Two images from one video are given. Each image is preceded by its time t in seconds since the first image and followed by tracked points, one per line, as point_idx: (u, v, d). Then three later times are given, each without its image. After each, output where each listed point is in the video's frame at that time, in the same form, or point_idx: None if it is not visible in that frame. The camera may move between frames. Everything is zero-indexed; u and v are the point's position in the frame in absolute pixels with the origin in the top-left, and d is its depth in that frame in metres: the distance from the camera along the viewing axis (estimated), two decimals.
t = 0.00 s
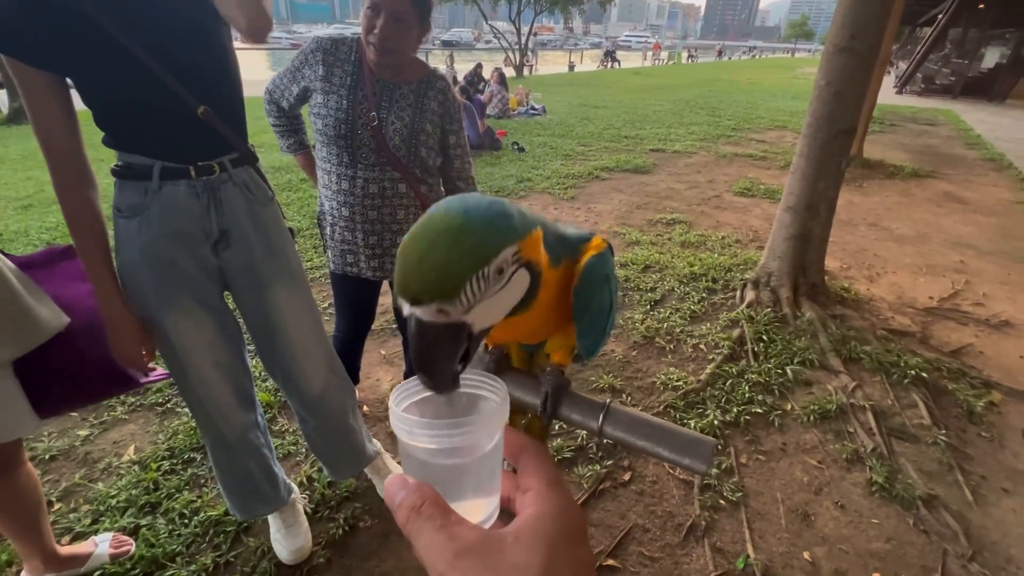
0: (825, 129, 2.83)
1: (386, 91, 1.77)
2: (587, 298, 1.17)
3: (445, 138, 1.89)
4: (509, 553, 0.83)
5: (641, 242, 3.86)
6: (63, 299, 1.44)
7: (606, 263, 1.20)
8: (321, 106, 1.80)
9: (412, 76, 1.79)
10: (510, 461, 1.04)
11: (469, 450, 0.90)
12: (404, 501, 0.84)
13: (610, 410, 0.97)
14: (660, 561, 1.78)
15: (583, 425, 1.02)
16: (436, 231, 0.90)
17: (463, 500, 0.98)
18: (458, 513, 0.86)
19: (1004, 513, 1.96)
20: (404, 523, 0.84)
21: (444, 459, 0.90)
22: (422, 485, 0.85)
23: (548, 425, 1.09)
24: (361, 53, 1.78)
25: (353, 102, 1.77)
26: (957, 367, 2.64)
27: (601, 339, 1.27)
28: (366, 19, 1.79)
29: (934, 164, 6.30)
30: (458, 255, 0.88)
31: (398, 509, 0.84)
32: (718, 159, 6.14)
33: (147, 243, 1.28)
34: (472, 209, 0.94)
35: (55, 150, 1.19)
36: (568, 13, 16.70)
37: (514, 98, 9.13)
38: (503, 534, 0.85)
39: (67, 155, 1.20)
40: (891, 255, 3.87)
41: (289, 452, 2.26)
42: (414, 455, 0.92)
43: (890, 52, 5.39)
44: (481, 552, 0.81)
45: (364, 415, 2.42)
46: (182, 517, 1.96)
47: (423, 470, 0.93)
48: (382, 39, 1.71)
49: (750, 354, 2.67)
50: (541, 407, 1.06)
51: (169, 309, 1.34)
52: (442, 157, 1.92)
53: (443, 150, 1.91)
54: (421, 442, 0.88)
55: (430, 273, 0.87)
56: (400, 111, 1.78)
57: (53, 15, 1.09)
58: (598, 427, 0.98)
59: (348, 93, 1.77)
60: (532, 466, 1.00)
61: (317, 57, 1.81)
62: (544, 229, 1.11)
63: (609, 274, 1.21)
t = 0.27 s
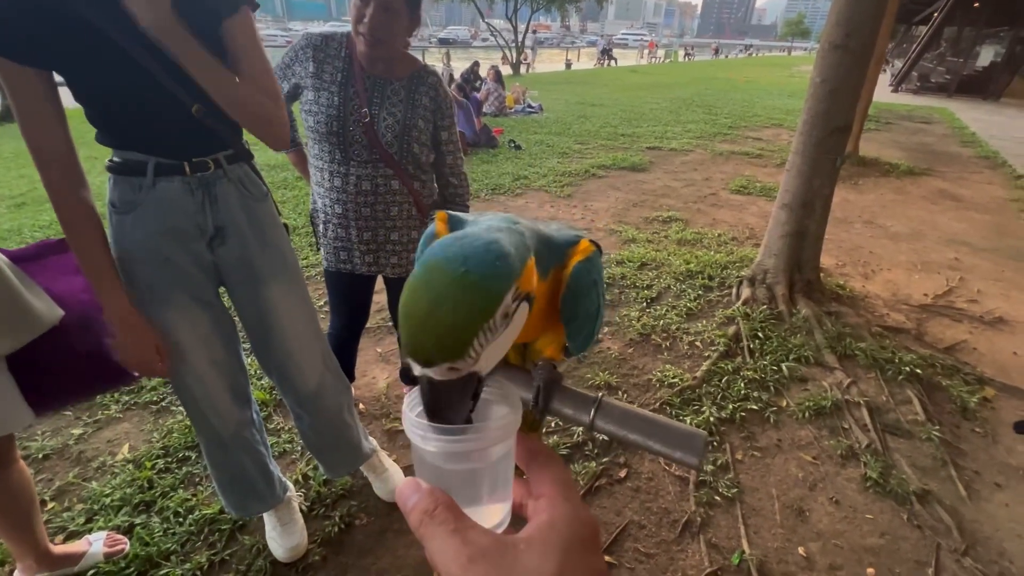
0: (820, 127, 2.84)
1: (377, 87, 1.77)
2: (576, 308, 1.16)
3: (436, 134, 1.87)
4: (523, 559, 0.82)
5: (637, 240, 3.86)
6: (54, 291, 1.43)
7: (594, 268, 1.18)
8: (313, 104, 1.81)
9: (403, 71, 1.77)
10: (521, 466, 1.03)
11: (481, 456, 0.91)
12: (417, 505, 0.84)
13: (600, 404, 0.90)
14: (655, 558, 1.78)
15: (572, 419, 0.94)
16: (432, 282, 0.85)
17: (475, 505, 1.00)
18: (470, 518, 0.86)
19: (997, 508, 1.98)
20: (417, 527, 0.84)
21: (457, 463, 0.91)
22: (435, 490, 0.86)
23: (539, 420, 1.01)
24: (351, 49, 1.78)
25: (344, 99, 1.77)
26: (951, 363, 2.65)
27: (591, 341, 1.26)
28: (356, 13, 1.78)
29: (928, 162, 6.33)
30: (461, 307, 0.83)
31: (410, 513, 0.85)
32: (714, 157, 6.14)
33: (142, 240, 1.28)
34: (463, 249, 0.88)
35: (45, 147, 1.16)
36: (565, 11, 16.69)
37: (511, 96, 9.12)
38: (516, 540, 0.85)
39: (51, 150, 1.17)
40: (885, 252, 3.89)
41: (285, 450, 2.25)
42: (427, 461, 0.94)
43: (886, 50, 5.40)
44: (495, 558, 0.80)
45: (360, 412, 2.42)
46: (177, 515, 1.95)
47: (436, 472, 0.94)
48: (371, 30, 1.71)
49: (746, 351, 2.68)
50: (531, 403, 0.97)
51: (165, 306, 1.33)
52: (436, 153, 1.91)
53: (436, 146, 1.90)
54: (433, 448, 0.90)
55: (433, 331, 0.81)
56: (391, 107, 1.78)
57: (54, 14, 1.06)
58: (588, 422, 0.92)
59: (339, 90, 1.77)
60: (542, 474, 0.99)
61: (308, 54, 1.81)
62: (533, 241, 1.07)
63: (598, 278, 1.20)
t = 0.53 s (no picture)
0: (817, 124, 2.84)
1: (371, 85, 1.76)
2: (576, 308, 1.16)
3: (430, 132, 1.87)
4: (523, 565, 0.82)
5: (634, 238, 3.87)
6: (47, 292, 1.44)
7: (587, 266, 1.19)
8: (305, 101, 1.79)
9: (397, 69, 1.78)
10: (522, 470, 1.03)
11: (478, 462, 0.91)
12: (415, 508, 0.85)
13: (600, 403, 0.90)
14: (654, 555, 1.79)
15: (572, 416, 0.95)
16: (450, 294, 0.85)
17: (468, 511, 1.00)
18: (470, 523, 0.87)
19: (992, 504, 1.99)
20: (416, 531, 0.85)
21: (456, 466, 0.91)
22: (433, 493, 0.87)
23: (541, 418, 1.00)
24: (344, 46, 1.77)
25: (337, 96, 1.76)
26: (946, 360, 2.67)
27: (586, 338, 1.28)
28: (349, 11, 1.77)
29: (923, 160, 6.36)
30: (483, 322, 0.84)
31: (408, 517, 0.85)
32: (710, 156, 6.16)
33: (140, 237, 1.28)
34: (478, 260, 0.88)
35: (30, 151, 1.07)
36: (561, 9, 16.71)
37: (507, 95, 9.12)
38: (517, 546, 0.85)
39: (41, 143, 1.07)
40: (880, 250, 3.91)
41: (282, 450, 2.25)
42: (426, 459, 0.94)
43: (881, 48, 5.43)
44: (497, 562, 0.80)
45: (357, 412, 2.42)
46: (173, 516, 1.95)
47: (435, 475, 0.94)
48: (368, 25, 1.71)
49: (743, 349, 2.68)
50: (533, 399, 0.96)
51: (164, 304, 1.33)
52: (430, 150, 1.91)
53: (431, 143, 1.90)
54: (433, 446, 0.89)
55: (455, 346, 0.83)
56: (385, 105, 1.78)
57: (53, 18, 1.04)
58: (588, 420, 0.92)
59: (333, 88, 1.76)
60: (544, 480, 0.99)
61: (299, 52, 1.79)
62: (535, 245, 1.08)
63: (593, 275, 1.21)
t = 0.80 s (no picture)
0: (808, 121, 2.86)
1: (363, 83, 1.76)
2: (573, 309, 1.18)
3: (424, 131, 1.88)
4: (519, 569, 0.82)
5: (628, 236, 3.88)
6: (35, 296, 1.42)
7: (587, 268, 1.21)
8: (297, 99, 1.79)
9: (390, 67, 1.78)
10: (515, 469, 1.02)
11: (471, 462, 0.92)
12: (407, 511, 0.85)
13: (595, 398, 0.90)
14: (649, 551, 1.80)
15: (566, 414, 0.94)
16: (438, 295, 0.89)
17: (460, 512, 1.00)
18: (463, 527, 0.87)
19: (981, 496, 2.01)
20: (408, 536, 0.85)
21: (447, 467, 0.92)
22: (425, 495, 0.87)
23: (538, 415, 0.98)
24: (337, 44, 1.77)
25: (329, 94, 1.75)
26: (936, 354, 2.69)
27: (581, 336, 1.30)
28: (344, 8, 1.78)
29: (912, 157, 6.41)
30: (472, 325, 0.88)
31: (400, 520, 0.85)
32: (702, 154, 6.18)
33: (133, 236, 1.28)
34: (465, 264, 0.92)
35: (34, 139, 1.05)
36: (553, 8, 16.71)
37: (499, 94, 9.11)
38: (512, 549, 0.85)
39: (61, 136, 1.06)
40: (871, 246, 3.94)
41: (276, 451, 2.25)
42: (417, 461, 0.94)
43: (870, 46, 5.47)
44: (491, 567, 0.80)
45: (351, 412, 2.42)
46: (166, 519, 1.94)
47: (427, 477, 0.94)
48: (364, 22, 1.71)
49: (736, 345, 2.70)
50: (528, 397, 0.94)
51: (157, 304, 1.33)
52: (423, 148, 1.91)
53: (424, 142, 1.91)
54: (425, 448, 0.89)
55: (448, 349, 0.87)
56: (378, 104, 1.78)
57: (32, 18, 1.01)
58: (584, 415, 0.92)
59: (325, 85, 1.75)
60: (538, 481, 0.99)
61: (290, 49, 1.78)
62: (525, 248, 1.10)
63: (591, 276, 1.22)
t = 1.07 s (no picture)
0: (795, 120, 2.89)
1: (353, 83, 1.76)
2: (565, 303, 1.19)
3: (414, 131, 1.88)
4: (513, 561, 0.83)
5: (618, 235, 3.90)
6: (21, 300, 1.41)
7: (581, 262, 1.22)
8: (287, 100, 1.78)
9: (380, 68, 1.77)
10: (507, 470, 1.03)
11: (462, 457, 0.92)
12: (399, 506, 0.86)
13: (583, 395, 0.88)
14: (641, 547, 1.81)
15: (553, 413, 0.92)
16: (429, 267, 0.91)
17: (453, 506, 1.01)
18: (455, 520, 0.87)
19: (965, 485, 2.05)
20: (400, 530, 0.85)
21: (439, 462, 0.92)
22: (417, 491, 0.87)
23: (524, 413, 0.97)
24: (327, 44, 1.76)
25: (319, 95, 1.75)
26: (921, 348, 2.73)
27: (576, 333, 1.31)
28: (334, 8, 1.78)
29: (896, 155, 6.48)
30: (465, 298, 0.90)
31: (392, 515, 0.86)
32: (691, 152, 6.22)
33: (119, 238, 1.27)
34: (456, 242, 0.95)
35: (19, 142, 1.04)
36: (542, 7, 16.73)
37: (489, 93, 9.11)
38: (505, 542, 0.86)
39: (64, 146, 1.07)
40: (856, 243, 3.99)
41: (267, 454, 2.24)
42: (408, 457, 0.95)
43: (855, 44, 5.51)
44: (485, 559, 0.81)
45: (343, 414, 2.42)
46: (156, 524, 1.93)
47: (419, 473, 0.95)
48: (356, 21, 1.72)
49: (726, 342, 2.72)
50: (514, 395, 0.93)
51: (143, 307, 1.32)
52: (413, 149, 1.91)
53: (414, 142, 1.91)
54: (416, 443, 0.90)
55: (436, 317, 0.88)
56: (368, 104, 1.78)
57: (25, 22, 1.01)
58: (572, 412, 0.89)
59: (314, 86, 1.75)
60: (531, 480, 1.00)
61: (279, 49, 1.77)
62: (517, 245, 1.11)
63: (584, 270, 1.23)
